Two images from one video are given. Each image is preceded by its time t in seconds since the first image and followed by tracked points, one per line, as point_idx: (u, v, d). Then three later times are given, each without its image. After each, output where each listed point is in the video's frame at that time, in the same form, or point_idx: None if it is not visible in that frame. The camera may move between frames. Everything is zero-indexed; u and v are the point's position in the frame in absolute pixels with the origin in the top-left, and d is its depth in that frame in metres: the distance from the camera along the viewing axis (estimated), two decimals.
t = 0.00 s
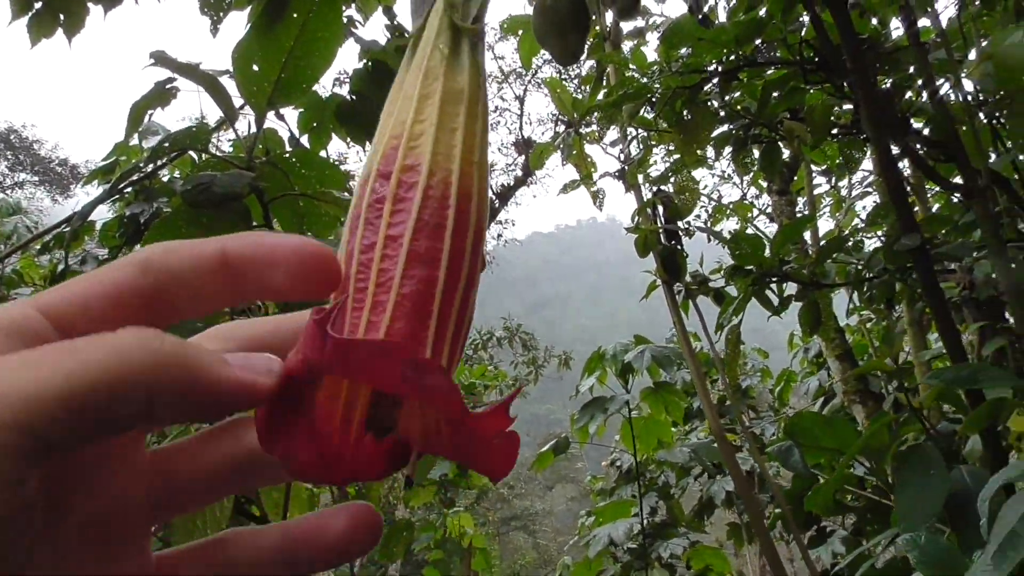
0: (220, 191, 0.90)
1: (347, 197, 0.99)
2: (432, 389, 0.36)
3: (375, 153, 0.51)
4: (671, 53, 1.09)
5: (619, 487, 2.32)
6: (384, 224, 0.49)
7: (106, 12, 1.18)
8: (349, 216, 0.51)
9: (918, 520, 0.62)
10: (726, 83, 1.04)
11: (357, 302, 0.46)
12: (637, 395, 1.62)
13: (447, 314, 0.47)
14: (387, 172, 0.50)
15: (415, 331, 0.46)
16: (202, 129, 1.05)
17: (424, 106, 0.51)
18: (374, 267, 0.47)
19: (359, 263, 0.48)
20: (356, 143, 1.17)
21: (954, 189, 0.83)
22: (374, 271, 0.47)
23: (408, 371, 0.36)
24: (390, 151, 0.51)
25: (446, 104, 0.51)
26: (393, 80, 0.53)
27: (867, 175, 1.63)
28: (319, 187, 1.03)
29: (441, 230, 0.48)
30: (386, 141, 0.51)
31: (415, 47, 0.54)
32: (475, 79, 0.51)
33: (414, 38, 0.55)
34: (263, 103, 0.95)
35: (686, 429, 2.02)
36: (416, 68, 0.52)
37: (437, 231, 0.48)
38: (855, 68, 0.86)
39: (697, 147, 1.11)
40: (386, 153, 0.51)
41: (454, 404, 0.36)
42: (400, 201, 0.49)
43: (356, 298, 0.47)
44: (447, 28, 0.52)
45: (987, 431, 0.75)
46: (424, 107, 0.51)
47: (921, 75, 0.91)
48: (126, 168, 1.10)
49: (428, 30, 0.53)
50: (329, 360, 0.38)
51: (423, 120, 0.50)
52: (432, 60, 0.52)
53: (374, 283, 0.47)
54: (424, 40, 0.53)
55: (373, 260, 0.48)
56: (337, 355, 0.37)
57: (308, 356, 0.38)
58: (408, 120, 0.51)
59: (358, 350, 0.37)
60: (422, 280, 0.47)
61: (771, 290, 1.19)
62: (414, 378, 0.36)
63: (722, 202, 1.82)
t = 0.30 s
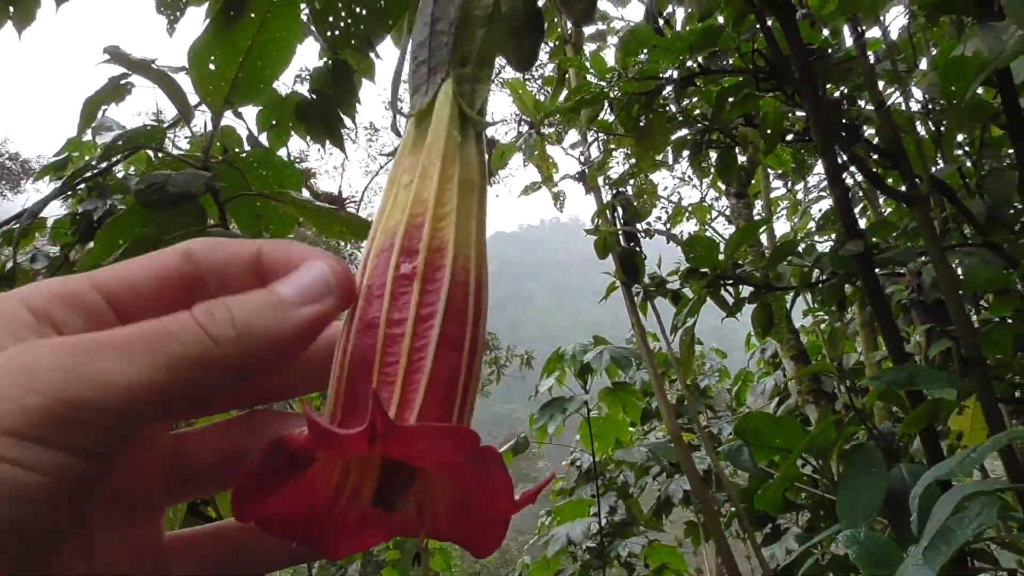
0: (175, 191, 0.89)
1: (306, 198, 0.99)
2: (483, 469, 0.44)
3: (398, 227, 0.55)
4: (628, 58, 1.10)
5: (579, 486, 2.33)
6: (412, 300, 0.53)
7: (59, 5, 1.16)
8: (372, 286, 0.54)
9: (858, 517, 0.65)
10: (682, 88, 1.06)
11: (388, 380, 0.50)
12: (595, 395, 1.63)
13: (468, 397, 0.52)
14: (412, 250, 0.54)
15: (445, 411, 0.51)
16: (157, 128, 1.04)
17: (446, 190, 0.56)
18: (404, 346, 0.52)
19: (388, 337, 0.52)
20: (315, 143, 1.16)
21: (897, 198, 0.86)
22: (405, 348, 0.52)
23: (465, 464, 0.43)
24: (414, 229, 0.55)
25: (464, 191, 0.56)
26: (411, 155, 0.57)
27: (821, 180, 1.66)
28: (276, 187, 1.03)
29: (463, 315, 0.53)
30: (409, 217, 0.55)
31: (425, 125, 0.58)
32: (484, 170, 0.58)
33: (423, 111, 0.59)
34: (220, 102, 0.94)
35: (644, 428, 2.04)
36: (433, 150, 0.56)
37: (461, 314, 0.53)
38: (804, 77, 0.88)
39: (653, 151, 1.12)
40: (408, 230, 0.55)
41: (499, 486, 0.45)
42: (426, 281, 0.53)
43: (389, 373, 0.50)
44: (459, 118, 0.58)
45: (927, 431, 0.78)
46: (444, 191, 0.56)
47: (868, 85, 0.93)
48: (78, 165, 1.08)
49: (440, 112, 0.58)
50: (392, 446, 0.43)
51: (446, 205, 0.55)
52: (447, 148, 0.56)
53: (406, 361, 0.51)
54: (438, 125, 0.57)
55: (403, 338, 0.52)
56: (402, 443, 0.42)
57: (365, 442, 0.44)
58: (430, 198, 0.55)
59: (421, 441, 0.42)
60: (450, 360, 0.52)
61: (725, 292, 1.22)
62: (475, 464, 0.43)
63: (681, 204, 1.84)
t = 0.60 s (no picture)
0: (128, 189, 0.88)
1: (265, 195, 0.98)
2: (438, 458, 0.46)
3: (338, 205, 0.56)
4: (589, 58, 1.10)
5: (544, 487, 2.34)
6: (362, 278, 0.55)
7: None
8: (319, 264, 0.55)
9: (809, 513, 0.66)
10: (641, 90, 1.06)
11: (345, 354, 0.52)
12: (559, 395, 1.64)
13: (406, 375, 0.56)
14: (358, 230, 0.55)
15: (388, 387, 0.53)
16: (111, 125, 1.02)
17: (379, 173, 0.57)
18: (357, 323, 0.54)
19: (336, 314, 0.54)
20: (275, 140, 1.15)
21: (851, 199, 0.87)
22: (359, 325, 0.53)
23: (424, 447, 0.46)
24: (356, 208, 0.56)
25: (395, 175, 0.58)
26: (337, 134, 0.58)
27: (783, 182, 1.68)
28: (234, 185, 1.01)
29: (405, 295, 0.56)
30: (349, 198, 0.56)
31: (348, 104, 0.59)
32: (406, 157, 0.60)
33: (344, 91, 0.59)
34: (175, 100, 0.93)
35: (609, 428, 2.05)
36: (363, 133, 0.57)
37: (405, 296, 0.56)
38: (759, 79, 0.89)
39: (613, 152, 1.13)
40: (350, 208, 0.56)
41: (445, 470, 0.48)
42: (375, 260, 0.55)
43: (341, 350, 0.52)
44: (381, 104, 0.59)
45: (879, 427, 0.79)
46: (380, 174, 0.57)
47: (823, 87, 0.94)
48: (29, 163, 1.06)
49: (364, 95, 0.59)
50: (363, 421, 0.44)
51: (385, 188, 0.57)
52: (377, 131, 0.58)
53: (361, 336, 0.53)
54: (363, 108, 0.58)
55: (354, 316, 0.54)
56: (374, 421, 0.44)
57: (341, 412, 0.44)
58: (369, 178, 0.56)
59: (394, 423, 0.44)
60: (396, 339, 0.55)
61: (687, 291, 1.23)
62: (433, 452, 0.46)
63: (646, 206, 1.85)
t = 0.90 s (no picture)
0: (126, 190, 0.87)
1: (262, 196, 0.98)
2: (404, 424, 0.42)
3: (325, 209, 0.57)
4: (586, 57, 1.10)
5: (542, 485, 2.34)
6: (339, 276, 0.55)
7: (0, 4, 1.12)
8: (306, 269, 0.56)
9: (811, 513, 0.66)
10: (638, 87, 1.07)
11: (319, 355, 0.52)
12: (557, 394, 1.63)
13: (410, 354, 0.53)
14: (337, 229, 0.56)
15: (379, 371, 0.51)
16: (109, 127, 1.02)
17: (370, 161, 0.57)
18: (331, 320, 0.53)
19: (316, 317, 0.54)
20: (273, 141, 1.14)
21: (850, 196, 0.87)
22: (330, 323, 0.53)
23: (373, 420, 0.43)
24: (340, 205, 0.56)
25: (391, 156, 0.57)
26: (342, 131, 0.59)
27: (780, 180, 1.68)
28: (232, 186, 1.01)
29: (394, 276, 0.54)
30: (333, 198, 0.57)
31: (353, 101, 0.60)
32: (416, 132, 0.58)
33: (354, 92, 0.60)
34: (173, 101, 0.93)
35: (608, 426, 2.05)
36: (357, 125, 0.58)
37: (391, 278, 0.54)
38: (757, 76, 0.89)
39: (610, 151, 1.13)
40: (331, 210, 0.57)
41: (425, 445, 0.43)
42: (352, 253, 0.55)
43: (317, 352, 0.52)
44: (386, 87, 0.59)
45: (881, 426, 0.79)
46: (369, 161, 0.57)
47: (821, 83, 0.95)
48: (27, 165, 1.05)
49: (369, 83, 0.58)
50: (297, 410, 0.43)
51: (370, 175, 0.56)
52: (380, 117, 0.57)
53: (332, 337, 0.52)
54: (362, 98, 0.58)
55: (329, 315, 0.53)
56: (302, 405, 0.43)
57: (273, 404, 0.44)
58: (350, 173, 0.57)
59: (323, 401, 0.42)
60: (383, 323, 0.53)
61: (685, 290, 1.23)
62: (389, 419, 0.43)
63: (643, 204, 1.85)
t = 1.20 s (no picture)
0: (128, 186, 0.87)
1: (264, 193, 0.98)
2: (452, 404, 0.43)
3: (350, 182, 0.57)
4: (589, 56, 1.10)
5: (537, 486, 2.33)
6: (371, 250, 0.54)
7: None
8: (330, 240, 0.56)
9: (813, 512, 0.66)
10: (641, 86, 1.07)
11: (352, 327, 0.51)
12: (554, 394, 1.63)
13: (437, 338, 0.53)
14: (366, 202, 0.55)
15: (410, 351, 0.51)
16: (109, 122, 1.01)
17: (396, 139, 0.57)
18: (364, 293, 0.52)
19: (347, 288, 0.53)
20: (273, 139, 1.14)
21: (854, 196, 0.87)
22: (364, 297, 0.52)
23: (424, 396, 0.43)
24: (367, 180, 0.56)
25: (417, 138, 0.57)
26: (361, 110, 0.59)
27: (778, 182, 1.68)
28: (232, 183, 1.01)
29: (424, 256, 0.55)
30: (360, 172, 0.57)
31: (376, 79, 0.60)
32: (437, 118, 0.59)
33: (375, 70, 0.60)
34: (174, 96, 0.93)
35: (604, 427, 2.05)
36: (383, 107, 0.58)
37: (422, 258, 0.54)
38: (761, 75, 0.89)
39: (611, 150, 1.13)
40: (362, 182, 0.56)
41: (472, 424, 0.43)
42: (383, 228, 0.54)
43: (350, 324, 0.51)
44: (407, 73, 0.59)
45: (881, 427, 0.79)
46: (396, 140, 0.57)
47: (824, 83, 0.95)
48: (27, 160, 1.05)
49: (391, 66, 0.59)
50: (347, 381, 0.42)
51: (399, 153, 0.57)
52: (399, 100, 0.58)
53: (367, 309, 0.52)
54: (386, 81, 0.58)
55: (361, 288, 0.53)
56: (354, 378, 0.42)
57: (320, 379, 0.43)
58: (380, 148, 0.57)
59: (377, 374, 0.42)
60: (414, 304, 0.53)
61: (684, 291, 1.23)
62: (438, 398, 0.42)
63: (641, 205, 1.85)
